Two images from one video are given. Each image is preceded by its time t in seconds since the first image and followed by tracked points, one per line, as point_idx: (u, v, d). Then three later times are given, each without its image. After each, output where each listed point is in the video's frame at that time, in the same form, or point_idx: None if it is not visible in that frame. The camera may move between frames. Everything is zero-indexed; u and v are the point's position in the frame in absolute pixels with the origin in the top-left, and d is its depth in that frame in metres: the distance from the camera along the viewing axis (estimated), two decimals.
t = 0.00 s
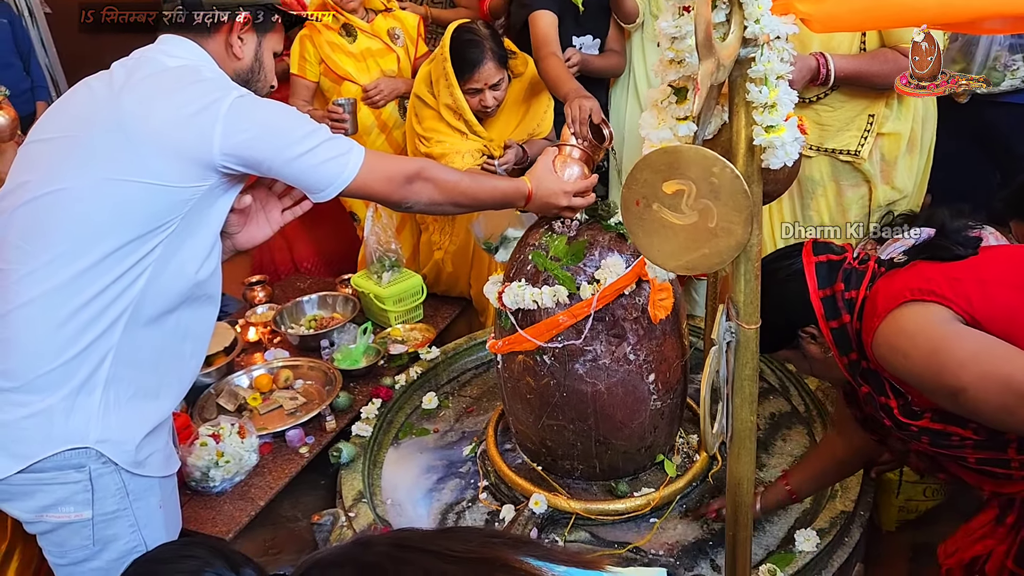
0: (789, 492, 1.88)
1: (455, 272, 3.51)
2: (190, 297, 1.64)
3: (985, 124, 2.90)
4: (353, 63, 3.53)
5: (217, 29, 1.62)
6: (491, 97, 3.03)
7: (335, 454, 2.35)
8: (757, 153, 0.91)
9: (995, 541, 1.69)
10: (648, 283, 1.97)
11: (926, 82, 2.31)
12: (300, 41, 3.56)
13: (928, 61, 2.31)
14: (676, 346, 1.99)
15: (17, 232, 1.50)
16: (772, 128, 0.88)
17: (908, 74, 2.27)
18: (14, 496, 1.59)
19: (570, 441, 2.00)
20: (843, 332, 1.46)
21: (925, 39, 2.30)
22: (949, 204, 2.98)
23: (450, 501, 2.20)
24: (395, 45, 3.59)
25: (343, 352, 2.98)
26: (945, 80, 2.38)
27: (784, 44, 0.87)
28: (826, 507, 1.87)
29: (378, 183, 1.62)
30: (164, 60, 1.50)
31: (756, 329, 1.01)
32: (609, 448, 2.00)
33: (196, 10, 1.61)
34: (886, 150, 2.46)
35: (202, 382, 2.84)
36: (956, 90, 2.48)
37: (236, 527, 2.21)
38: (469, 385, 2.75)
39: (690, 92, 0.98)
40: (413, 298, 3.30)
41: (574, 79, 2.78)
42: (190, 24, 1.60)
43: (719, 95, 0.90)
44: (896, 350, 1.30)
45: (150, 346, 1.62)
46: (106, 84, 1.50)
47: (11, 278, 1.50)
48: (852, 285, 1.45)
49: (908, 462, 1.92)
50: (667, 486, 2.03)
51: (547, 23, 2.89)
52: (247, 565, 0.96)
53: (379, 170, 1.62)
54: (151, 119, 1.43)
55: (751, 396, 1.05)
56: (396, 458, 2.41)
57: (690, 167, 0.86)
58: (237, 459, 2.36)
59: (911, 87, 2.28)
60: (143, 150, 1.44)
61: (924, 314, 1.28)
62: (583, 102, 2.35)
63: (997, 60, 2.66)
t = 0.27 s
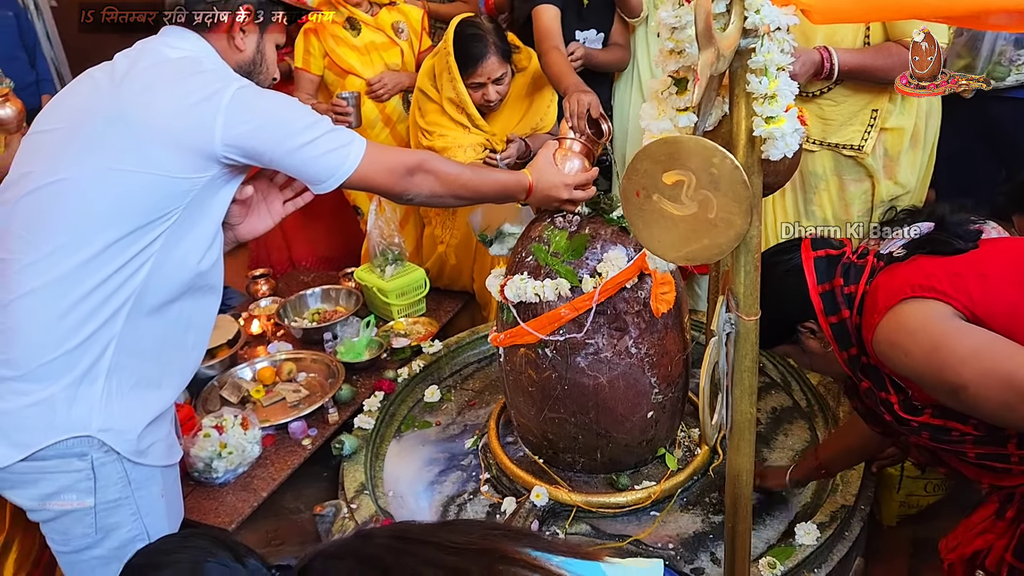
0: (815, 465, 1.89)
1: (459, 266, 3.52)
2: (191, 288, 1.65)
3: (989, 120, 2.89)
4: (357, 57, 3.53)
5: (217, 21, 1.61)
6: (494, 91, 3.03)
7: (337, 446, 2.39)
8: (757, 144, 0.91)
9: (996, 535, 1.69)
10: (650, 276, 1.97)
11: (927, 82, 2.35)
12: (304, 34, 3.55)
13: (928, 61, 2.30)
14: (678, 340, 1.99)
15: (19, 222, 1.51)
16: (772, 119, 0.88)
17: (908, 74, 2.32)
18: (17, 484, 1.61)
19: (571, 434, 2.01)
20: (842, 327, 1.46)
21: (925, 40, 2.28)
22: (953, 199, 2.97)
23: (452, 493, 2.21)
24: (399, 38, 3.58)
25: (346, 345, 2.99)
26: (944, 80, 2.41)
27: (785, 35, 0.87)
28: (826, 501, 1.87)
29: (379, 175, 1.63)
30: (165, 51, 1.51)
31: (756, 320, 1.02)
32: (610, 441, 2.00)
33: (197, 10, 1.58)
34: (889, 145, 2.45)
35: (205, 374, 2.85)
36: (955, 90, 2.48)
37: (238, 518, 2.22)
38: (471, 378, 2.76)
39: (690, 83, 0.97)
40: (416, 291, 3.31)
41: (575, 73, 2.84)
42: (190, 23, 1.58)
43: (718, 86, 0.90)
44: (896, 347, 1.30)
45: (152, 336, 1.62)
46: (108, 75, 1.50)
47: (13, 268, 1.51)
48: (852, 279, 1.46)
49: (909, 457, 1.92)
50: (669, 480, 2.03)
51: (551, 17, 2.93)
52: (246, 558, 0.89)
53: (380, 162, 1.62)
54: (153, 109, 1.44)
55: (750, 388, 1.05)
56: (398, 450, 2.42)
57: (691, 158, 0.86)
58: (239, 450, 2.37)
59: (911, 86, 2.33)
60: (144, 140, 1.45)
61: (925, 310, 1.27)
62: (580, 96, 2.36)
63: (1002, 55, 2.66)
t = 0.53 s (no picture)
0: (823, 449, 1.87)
1: (463, 262, 3.53)
2: (195, 280, 1.66)
3: (994, 118, 2.88)
4: (363, 53, 3.52)
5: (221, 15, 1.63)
6: (498, 87, 3.03)
7: (341, 440, 2.37)
8: (758, 137, 0.91)
9: (998, 532, 1.69)
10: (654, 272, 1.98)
11: (927, 82, 2.31)
12: (309, 29, 3.53)
13: (929, 61, 2.29)
14: (681, 335, 2.00)
15: (24, 213, 1.52)
16: (773, 112, 0.88)
17: (908, 75, 2.30)
18: (23, 473, 1.62)
19: (574, 429, 2.01)
20: (843, 325, 1.46)
21: (925, 40, 2.28)
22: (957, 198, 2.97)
23: (455, 488, 2.22)
24: (405, 34, 3.61)
25: (350, 340, 3.00)
26: (944, 81, 2.35)
27: (786, 29, 0.88)
28: (828, 497, 1.87)
29: (382, 170, 1.64)
30: (169, 44, 1.51)
31: (757, 314, 1.02)
32: (612, 436, 2.01)
33: (196, 10, 1.60)
34: (893, 142, 2.45)
35: (210, 367, 2.86)
36: (960, 89, 2.40)
37: (242, 511, 2.23)
38: (475, 374, 2.77)
39: (692, 76, 0.98)
40: (421, 287, 3.31)
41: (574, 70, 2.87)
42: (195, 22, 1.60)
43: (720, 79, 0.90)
44: (897, 346, 1.30)
45: (155, 327, 1.63)
46: (112, 69, 1.51)
47: (19, 259, 1.53)
48: (852, 278, 1.45)
49: (911, 453, 1.92)
50: (671, 475, 2.03)
51: (553, 14, 2.94)
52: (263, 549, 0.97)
53: (383, 156, 1.63)
54: (157, 102, 1.45)
55: (751, 381, 1.06)
56: (402, 444, 2.43)
57: (692, 151, 0.86)
58: (244, 443, 2.38)
59: (911, 86, 2.32)
60: (148, 132, 1.46)
61: (925, 309, 1.27)
62: (580, 90, 2.44)
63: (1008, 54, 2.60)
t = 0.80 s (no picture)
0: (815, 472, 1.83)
1: (468, 261, 3.54)
2: (199, 277, 1.66)
3: (999, 119, 2.88)
4: (368, 52, 3.53)
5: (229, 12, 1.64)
6: (502, 87, 3.04)
7: (345, 438, 2.37)
8: (761, 136, 0.90)
9: (1002, 533, 1.69)
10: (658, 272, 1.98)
11: (927, 82, 2.30)
12: (315, 28, 3.55)
13: (929, 61, 2.28)
14: (684, 335, 1.99)
15: (29, 210, 1.53)
16: (776, 111, 0.88)
17: (909, 74, 2.29)
18: (27, 468, 1.63)
19: (577, 428, 2.01)
20: (846, 327, 1.46)
21: (924, 39, 2.28)
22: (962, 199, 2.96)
23: (458, 486, 2.22)
24: (410, 33, 3.60)
25: (354, 339, 3.00)
26: (944, 81, 2.30)
27: (789, 27, 0.89)
28: (832, 497, 1.87)
29: (385, 168, 1.64)
30: (174, 42, 1.52)
31: (759, 313, 1.02)
32: (615, 436, 2.01)
33: (197, 10, 1.63)
34: (898, 143, 2.44)
35: (214, 365, 2.86)
36: (965, 86, 2.32)
37: (246, 508, 2.23)
38: (478, 372, 2.77)
39: (694, 75, 0.98)
40: (425, 286, 3.32)
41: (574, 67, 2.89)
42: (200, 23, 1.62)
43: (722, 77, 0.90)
44: (898, 350, 1.30)
45: (159, 324, 1.64)
46: (118, 66, 1.52)
47: (23, 255, 1.53)
48: (854, 279, 1.45)
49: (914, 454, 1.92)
50: (674, 475, 2.03)
51: (556, 11, 2.97)
52: (267, 542, 1.01)
53: (387, 155, 1.63)
54: (162, 100, 1.46)
55: (754, 380, 1.06)
56: (405, 443, 2.43)
57: (694, 149, 0.86)
58: (248, 441, 2.39)
59: (911, 86, 2.31)
60: (153, 129, 1.46)
61: (926, 313, 1.27)
62: (579, 87, 2.48)
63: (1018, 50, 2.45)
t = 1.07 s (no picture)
0: (797, 496, 1.82)
1: (475, 262, 3.55)
2: (206, 275, 1.67)
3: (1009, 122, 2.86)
4: (376, 52, 3.53)
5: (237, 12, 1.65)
6: (510, 89, 3.04)
7: (351, 438, 2.38)
8: (769, 136, 0.91)
9: (1011, 538, 1.67)
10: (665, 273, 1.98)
11: (927, 82, 2.29)
12: (324, 29, 3.56)
13: (929, 61, 2.27)
14: (691, 336, 1.99)
15: (38, 206, 1.54)
16: (783, 111, 0.88)
17: (908, 74, 2.29)
18: (34, 464, 1.63)
19: (583, 429, 2.01)
20: (852, 329, 1.46)
21: (924, 40, 2.27)
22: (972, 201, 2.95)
23: (464, 487, 2.22)
24: (418, 33, 3.60)
25: (361, 339, 3.00)
26: (944, 81, 2.28)
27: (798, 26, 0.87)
28: (839, 500, 1.86)
29: (391, 168, 1.65)
30: (183, 41, 1.53)
31: (767, 313, 1.01)
32: (621, 437, 2.00)
33: (197, 11, 1.63)
34: (908, 145, 2.43)
35: (221, 364, 2.87)
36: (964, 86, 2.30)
37: (251, 507, 2.24)
38: (485, 373, 2.77)
39: (701, 74, 0.96)
40: (432, 286, 3.32)
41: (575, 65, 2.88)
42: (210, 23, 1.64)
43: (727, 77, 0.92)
44: (904, 353, 1.29)
45: (166, 321, 1.65)
46: (127, 64, 1.53)
47: (32, 252, 1.54)
48: (861, 282, 1.45)
49: (922, 458, 1.90)
50: (680, 476, 2.02)
51: (560, 9, 2.98)
52: (266, 535, 1.02)
53: (394, 154, 1.64)
54: (170, 97, 1.47)
55: (760, 381, 1.05)
56: (411, 443, 2.44)
57: (700, 149, 0.86)
58: (254, 440, 2.40)
59: (911, 87, 2.30)
60: (161, 127, 1.47)
61: (932, 316, 1.27)
62: (579, 83, 2.55)
63: None
